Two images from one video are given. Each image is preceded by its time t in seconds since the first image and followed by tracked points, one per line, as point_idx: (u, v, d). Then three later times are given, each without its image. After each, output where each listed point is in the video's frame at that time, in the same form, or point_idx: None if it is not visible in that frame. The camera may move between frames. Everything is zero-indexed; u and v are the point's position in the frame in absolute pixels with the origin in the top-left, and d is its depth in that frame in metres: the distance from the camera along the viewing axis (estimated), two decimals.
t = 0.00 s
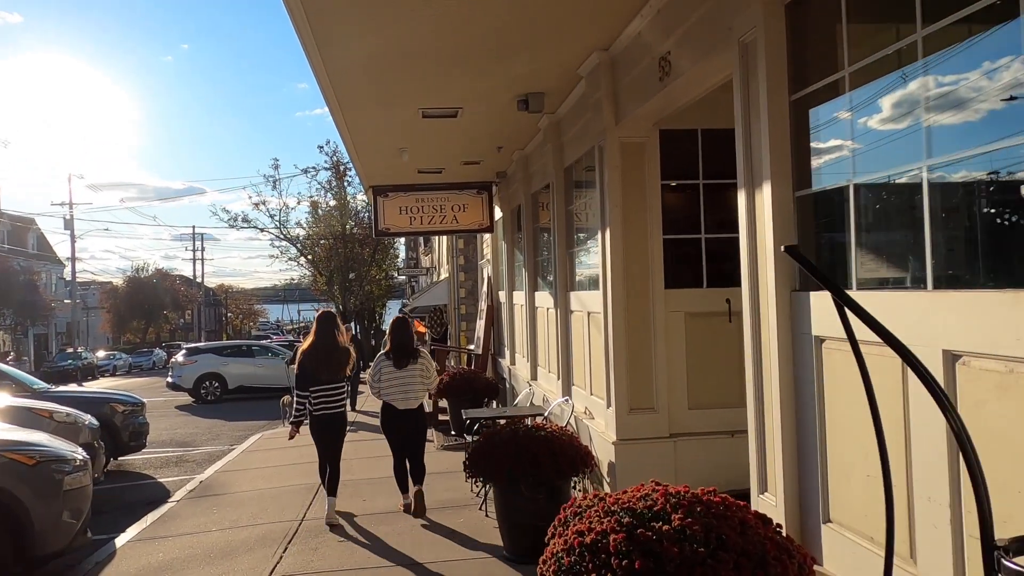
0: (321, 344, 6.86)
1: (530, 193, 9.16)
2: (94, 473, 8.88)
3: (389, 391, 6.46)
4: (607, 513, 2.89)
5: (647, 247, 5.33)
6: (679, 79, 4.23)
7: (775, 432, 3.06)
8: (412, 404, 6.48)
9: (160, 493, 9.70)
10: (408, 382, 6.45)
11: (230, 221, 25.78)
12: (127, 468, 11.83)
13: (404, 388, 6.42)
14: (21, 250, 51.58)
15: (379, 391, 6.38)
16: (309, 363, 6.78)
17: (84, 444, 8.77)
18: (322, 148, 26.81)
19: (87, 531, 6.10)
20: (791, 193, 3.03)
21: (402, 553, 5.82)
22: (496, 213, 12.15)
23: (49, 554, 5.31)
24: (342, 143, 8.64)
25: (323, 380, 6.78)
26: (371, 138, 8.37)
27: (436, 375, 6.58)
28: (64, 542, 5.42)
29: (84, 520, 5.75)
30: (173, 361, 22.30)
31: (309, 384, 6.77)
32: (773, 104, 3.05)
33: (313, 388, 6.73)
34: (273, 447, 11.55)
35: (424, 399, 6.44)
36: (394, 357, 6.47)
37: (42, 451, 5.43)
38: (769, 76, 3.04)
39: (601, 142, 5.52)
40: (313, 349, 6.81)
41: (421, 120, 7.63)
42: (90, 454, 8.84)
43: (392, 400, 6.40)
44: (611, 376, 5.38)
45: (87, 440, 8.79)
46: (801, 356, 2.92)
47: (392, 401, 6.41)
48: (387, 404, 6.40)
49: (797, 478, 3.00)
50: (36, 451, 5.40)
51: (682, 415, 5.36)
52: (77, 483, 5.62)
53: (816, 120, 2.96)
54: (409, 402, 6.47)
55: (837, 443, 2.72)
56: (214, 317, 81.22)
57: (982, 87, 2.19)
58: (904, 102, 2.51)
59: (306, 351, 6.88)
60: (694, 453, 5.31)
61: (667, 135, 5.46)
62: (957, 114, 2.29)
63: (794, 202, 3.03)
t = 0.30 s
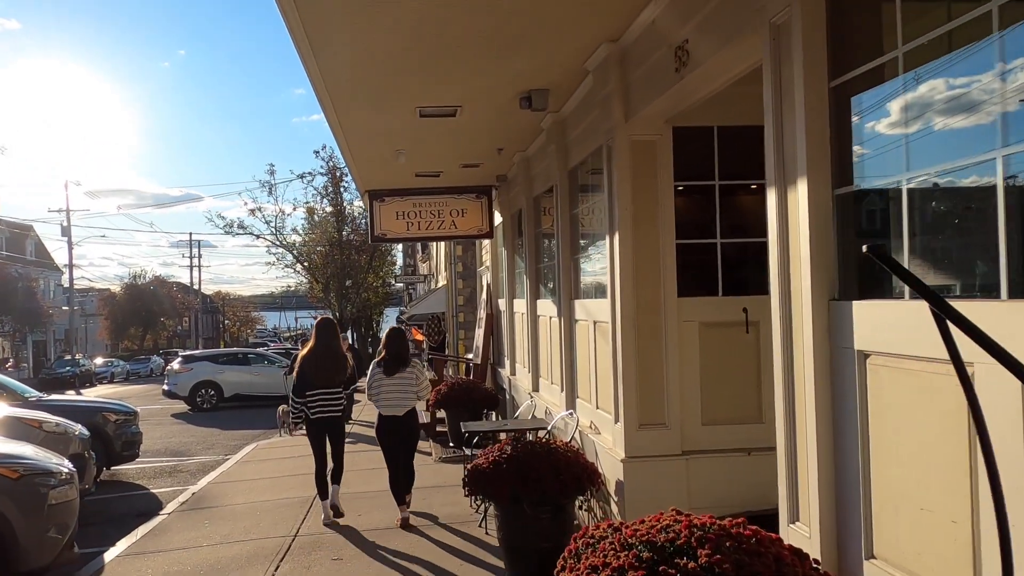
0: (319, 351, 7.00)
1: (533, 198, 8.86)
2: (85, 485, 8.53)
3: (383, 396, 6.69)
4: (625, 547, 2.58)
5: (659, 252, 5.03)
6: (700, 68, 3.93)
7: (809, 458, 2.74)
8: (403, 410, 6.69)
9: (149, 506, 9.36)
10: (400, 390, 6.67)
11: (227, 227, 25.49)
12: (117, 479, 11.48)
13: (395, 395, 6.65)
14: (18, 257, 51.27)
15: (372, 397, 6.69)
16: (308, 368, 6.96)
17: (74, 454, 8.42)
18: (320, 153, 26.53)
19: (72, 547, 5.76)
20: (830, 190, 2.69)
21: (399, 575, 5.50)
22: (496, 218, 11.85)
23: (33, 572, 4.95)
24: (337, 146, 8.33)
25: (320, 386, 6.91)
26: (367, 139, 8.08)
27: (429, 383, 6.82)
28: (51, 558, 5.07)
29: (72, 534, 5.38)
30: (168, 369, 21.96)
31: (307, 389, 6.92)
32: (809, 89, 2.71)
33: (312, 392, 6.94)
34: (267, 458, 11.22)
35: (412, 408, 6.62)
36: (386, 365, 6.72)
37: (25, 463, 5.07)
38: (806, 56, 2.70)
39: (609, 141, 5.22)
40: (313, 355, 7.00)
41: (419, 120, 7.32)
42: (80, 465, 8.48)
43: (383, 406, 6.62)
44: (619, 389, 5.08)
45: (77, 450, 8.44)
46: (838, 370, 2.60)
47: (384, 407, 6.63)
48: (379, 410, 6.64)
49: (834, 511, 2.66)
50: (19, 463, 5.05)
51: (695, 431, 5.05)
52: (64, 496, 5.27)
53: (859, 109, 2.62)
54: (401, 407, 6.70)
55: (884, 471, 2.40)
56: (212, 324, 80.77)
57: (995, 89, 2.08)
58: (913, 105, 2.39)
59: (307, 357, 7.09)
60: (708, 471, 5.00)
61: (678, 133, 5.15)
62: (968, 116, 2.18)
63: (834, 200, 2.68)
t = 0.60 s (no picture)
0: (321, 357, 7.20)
1: (535, 202, 8.68)
2: (70, 493, 8.29)
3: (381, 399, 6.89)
4: (648, 571, 2.36)
5: (670, 253, 4.84)
6: (720, 58, 3.76)
7: (846, 471, 2.54)
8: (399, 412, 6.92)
9: (139, 515, 9.11)
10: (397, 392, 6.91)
11: (224, 232, 25.28)
12: (107, 487, 11.24)
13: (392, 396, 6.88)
14: (14, 261, 50.98)
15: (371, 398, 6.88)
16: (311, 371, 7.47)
17: (59, 461, 8.18)
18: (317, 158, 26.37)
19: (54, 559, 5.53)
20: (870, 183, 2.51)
21: None
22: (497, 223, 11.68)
23: None
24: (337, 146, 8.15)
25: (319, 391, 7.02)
26: (367, 139, 7.90)
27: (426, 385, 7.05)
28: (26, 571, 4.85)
29: (51, 547, 5.19)
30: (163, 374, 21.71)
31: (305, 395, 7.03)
32: (847, 73, 2.52)
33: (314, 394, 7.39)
34: (261, 466, 10.98)
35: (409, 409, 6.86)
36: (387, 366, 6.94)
37: (6, 471, 4.86)
38: (845, 39, 2.52)
39: (619, 139, 5.03)
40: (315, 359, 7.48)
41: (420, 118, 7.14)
42: (65, 473, 8.25)
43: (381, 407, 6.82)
44: (628, 396, 4.87)
45: (62, 457, 8.20)
46: (882, 376, 2.40)
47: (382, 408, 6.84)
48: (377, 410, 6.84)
49: (874, 529, 2.45)
50: None
51: (707, 441, 4.84)
52: (44, 507, 5.05)
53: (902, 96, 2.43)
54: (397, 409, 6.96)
55: (936, 487, 2.19)
56: (208, 331, 80.44)
57: (979, 106, 2.16)
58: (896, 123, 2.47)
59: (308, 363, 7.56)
60: (720, 483, 4.79)
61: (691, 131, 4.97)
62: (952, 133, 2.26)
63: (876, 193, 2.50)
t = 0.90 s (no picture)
0: (325, 359, 7.59)
1: (537, 204, 8.49)
2: (56, 507, 8.21)
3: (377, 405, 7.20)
4: None
5: (681, 256, 4.66)
6: (735, 52, 3.58)
7: (888, 489, 2.41)
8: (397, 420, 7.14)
9: (131, 527, 8.92)
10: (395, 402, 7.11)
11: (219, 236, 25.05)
12: (101, 497, 11.05)
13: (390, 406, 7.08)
14: (10, 267, 50.72)
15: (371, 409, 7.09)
16: (313, 376, 7.58)
17: (45, 474, 8.08)
18: (315, 162, 26.14)
19: None
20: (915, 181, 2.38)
21: None
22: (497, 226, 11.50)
23: None
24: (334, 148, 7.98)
25: (324, 391, 7.54)
26: (366, 141, 7.73)
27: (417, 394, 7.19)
28: None
29: (33, 567, 5.01)
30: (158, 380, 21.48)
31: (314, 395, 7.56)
32: (889, 67, 2.39)
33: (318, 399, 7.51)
34: (258, 475, 10.79)
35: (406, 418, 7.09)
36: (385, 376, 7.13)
37: None
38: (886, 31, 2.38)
39: (628, 138, 4.86)
40: (317, 365, 7.59)
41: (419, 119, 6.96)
42: (52, 486, 8.16)
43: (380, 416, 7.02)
44: (638, 404, 4.70)
45: (48, 470, 8.11)
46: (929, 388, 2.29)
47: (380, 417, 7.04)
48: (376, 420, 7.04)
49: (920, 551, 2.32)
50: None
51: (719, 452, 4.65)
52: (25, 526, 4.87)
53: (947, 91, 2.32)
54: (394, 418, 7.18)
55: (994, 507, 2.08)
56: (205, 335, 80.13)
57: (959, 116, 2.29)
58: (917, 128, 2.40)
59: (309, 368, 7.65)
60: (732, 494, 4.60)
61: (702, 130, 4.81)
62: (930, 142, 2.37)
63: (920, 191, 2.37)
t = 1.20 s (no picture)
0: (322, 370, 7.34)
1: (543, 209, 8.24)
2: (44, 521, 7.95)
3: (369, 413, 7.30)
4: None
5: (698, 259, 4.39)
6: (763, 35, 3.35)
7: (952, 508, 2.20)
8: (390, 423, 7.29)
9: (124, 542, 8.62)
10: (386, 407, 7.26)
11: (220, 245, 24.82)
12: (94, 510, 10.76)
13: (381, 411, 7.23)
14: (11, 276, 50.54)
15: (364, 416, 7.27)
16: (311, 390, 7.30)
17: (33, 487, 7.81)
18: (316, 169, 25.90)
19: None
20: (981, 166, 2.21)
21: None
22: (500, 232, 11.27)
23: None
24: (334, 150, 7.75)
25: (322, 402, 7.27)
26: (367, 142, 7.50)
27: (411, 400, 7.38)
28: None
29: None
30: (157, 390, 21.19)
31: (312, 408, 7.27)
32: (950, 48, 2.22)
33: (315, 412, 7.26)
34: (255, 487, 10.49)
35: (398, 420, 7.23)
36: (374, 381, 7.27)
37: None
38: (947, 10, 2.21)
39: (642, 134, 4.61)
40: (314, 378, 7.32)
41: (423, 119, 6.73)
42: (41, 499, 7.89)
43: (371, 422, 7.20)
44: (653, 417, 4.42)
45: (37, 483, 7.84)
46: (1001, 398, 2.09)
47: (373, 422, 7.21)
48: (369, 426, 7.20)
49: None
50: None
51: (739, 468, 4.37)
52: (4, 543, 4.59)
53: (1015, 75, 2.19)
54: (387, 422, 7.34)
55: None
56: (207, 345, 79.85)
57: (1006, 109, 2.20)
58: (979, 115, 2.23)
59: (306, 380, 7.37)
60: (755, 513, 4.29)
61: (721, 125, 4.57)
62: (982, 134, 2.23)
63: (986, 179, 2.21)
